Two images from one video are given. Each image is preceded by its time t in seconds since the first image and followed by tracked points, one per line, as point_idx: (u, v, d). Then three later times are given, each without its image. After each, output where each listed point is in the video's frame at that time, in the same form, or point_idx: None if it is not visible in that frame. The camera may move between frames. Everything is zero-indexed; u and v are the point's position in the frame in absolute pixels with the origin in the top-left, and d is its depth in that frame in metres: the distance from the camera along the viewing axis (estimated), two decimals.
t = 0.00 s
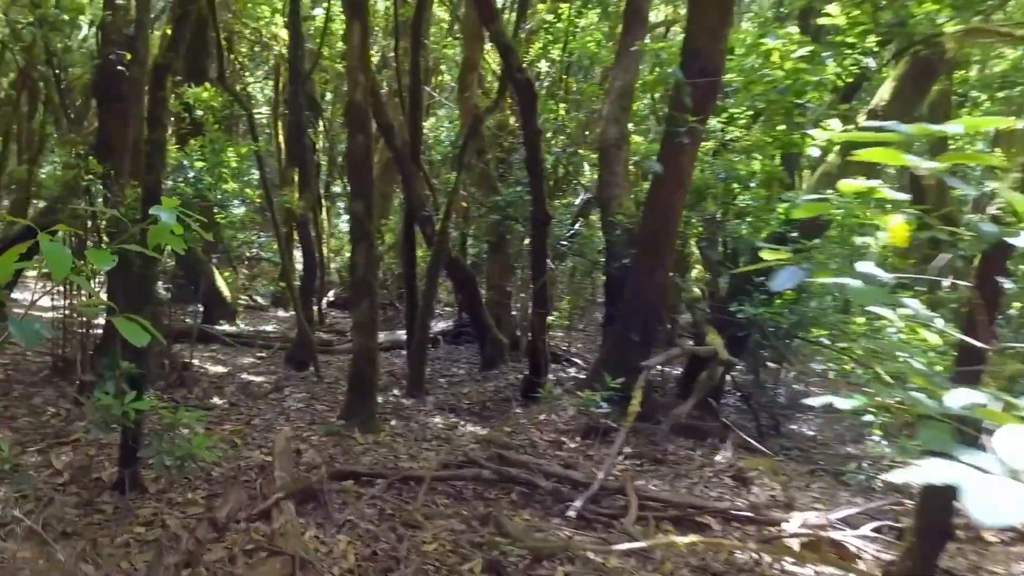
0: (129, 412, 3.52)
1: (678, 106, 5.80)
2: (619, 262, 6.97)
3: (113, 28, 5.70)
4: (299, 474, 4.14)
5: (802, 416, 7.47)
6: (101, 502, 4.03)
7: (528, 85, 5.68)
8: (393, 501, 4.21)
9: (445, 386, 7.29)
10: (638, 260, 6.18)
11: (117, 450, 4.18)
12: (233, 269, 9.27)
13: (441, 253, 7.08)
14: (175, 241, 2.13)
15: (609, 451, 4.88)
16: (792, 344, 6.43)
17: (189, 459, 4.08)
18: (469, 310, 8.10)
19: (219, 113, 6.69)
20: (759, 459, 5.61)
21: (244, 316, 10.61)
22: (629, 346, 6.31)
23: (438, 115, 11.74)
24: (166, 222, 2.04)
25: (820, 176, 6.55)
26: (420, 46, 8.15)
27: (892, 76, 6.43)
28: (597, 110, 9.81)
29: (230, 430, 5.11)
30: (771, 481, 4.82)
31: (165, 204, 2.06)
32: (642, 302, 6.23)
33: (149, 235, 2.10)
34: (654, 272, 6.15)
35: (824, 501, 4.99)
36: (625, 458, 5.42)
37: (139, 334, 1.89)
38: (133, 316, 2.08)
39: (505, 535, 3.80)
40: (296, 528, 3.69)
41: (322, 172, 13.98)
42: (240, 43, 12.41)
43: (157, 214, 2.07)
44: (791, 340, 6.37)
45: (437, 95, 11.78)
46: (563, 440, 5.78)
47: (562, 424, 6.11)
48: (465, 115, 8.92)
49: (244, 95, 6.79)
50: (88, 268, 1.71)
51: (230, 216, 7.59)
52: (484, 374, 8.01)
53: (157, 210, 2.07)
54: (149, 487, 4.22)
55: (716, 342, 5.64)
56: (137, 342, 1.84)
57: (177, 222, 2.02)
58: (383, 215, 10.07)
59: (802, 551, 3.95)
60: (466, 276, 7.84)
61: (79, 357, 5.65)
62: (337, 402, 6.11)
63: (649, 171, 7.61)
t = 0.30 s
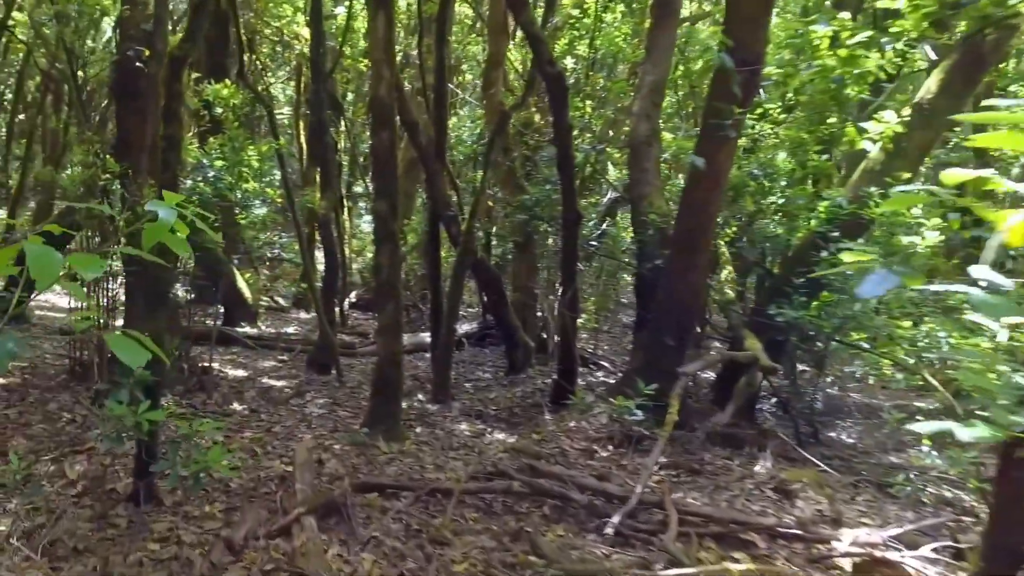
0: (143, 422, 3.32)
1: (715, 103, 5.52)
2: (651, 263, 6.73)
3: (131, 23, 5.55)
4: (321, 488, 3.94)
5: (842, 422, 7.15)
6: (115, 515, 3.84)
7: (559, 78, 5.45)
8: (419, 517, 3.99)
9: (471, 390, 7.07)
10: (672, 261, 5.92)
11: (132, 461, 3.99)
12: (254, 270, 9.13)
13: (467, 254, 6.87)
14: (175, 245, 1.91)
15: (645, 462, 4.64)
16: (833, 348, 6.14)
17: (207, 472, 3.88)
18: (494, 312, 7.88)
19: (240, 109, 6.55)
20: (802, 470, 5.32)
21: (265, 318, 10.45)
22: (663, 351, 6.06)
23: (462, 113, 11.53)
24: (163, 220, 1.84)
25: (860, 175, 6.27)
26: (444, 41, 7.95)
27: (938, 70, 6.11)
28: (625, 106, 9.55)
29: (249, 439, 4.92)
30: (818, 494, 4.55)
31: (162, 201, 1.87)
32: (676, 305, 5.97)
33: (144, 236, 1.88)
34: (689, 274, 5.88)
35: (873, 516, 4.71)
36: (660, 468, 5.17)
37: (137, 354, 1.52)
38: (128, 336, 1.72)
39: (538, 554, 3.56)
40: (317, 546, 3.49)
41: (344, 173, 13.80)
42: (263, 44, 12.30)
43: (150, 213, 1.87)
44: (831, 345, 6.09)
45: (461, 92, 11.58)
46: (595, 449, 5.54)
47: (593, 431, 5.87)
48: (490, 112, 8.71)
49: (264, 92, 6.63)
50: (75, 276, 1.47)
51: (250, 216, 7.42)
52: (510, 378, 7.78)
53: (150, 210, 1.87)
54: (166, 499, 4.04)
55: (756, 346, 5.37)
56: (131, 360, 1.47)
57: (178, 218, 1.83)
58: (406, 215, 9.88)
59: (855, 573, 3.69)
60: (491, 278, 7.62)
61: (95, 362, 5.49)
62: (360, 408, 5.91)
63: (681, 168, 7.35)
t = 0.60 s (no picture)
0: (153, 432, 3.14)
1: (758, 92, 5.31)
2: (683, 265, 6.50)
3: (148, 18, 5.40)
4: (342, 502, 3.76)
5: (878, 429, 6.84)
6: (127, 528, 3.68)
7: (588, 71, 5.23)
8: (445, 532, 3.79)
9: (495, 395, 6.88)
10: (705, 262, 5.68)
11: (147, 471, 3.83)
12: (275, 271, 8.99)
13: (491, 255, 6.66)
14: (158, 242, 1.65)
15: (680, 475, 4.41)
16: (873, 352, 5.86)
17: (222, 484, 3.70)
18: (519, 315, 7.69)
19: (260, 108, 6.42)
20: (843, 482, 5.07)
21: (285, 319, 10.32)
22: (696, 356, 5.83)
23: (484, 112, 11.33)
24: (144, 215, 1.60)
25: (900, 172, 5.98)
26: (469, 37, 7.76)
27: (982, 62, 5.95)
28: (653, 102, 9.33)
29: (266, 446, 4.75)
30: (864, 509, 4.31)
31: (147, 195, 1.63)
32: (710, 308, 5.73)
33: (123, 236, 1.64)
34: (722, 276, 5.61)
35: (923, 531, 4.45)
36: (695, 480, 4.94)
37: (118, 374, 1.44)
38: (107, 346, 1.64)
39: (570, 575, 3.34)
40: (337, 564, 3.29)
41: (365, 173, 13.65)
42: (283, 44, 12.19)
43: (131, 207, 1.63)
44: (872, 350, 5.81)
45: (484, 91, 11.40)
46: (625, 457, 5.32)
47: (623, 439, 5.65)
48: (514, 110, 8.51)
49: (285, 89, 6.48)
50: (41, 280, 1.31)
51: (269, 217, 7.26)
52: (535, 382, 7.58)
53: (131, 202, 1.63)
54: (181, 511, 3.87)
55: (795, 352, 5.13)
56: (112, 387, 1.39)
57: (159, 214, 1.59)
58: (428, 215, 9.71)
59: None
60: (516, 279, 7.42)
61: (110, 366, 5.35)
62: (381, 414, 5.73)
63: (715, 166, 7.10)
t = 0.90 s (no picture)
0: (164, 452, 2.97)
1: (808, 86, 4.92)
2: (717, 268, 6.24)
3: (165, 15, 5.24)
4: (362, 523, 3.56)
5: (923, 440, 6.46)
6: (138, 547, 3.52)
7: (620, 66, 4.99)
8: (470, 555, 3.57)
9: (522, 403, 6.66)
10: (743, 267, 5.40)
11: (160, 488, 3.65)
12: (298, 274, 8.84)
13: (517, 259, 6.44)
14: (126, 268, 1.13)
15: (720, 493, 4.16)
16: (921, 360, 5.55)
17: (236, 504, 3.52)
18: (546, 319, 7.45)
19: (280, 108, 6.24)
20: (892, 499, 4.78)
21: (308, 322, 10.17)
22: (733, 364, 5.56)
23: (509, 111, 11.11)
24: (96, 231, 1.09)
25: (948, 169, 5.73)
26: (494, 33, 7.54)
27: None
28: (683, 99, 9.05)
29: (285, 459, 4.56)
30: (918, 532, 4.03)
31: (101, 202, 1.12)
32: (748, 315, 5.46)
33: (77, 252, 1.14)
34: (761, 281, 5.36)
35: (982, 555, 4.15)
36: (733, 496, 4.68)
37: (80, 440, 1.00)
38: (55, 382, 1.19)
39: None
40: None
41: (390, 174, 13.48)
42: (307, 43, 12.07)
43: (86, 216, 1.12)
44: (919, 358, 5.52)
45: (509, 89, 11.18)
46: (659, 471, 5.08)
47: (656, 451, 5.40)
48: (541, 108, 8.28)
49: (305, 88, 6.30)
50: None
51: (291, 219, 7.11)
52: (563, 388, 7.36)
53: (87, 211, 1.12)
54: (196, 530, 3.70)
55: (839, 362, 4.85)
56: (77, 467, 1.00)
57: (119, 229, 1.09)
58: (453, 216, 9.51)
59: None
60: (543, 283, 7.19)
61: (127, 374, 5.21)
62: (405, 424, 5.53)
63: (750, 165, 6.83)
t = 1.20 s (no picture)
0: (175, 474, 2.82)
1: (854, 81, 4.64)
2: (753, 272, 6.00)
3: (182, 16, 5.12)
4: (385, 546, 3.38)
5: (969, 453, 6.15)
6: (151, 568, 3.38)
7: (652, 63, 4.79)
8: None
9: (549, 412, 6.46)
10: (779, 273, 5.17)
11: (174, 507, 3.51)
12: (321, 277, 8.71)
13: (544, 263, 6.25)
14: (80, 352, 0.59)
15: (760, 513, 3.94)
16: (969, 370, 5.28)
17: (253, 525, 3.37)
18: (573, 324, 7.25)
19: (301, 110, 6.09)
20: (941, 518, 4.52)
21: (331, 326, 10.04)
22: (769, 373, 5.33)
23: (534, 111, 10.91)
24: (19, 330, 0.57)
25: (1000, 168, 5.45)
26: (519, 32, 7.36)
27: None
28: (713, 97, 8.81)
29: (305, 473, 4.41)
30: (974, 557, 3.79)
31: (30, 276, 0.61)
32: (785, 324, 5.22)
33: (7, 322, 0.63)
34: (799, 285, 5.11)
35: None
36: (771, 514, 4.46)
37: None
38: None
39: None
40: None
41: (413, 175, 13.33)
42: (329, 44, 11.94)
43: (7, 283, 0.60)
44: (967, 368, 5.25)
45: (533, 89, 10.97)
46: (693, 485, 4.87)
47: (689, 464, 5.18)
48: (568, 107, 8.08)
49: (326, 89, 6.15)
50: None
51: (312, 223, 6.96)
52: (590, 395, 7.15)
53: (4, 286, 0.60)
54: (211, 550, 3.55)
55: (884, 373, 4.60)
56: None
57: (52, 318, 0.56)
58: (478, 218, 9.33)
59: None
60: (570, 287, 6.99)
61: (144, 382, 5.09)
62: (428, 434, 5.36)
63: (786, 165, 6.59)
